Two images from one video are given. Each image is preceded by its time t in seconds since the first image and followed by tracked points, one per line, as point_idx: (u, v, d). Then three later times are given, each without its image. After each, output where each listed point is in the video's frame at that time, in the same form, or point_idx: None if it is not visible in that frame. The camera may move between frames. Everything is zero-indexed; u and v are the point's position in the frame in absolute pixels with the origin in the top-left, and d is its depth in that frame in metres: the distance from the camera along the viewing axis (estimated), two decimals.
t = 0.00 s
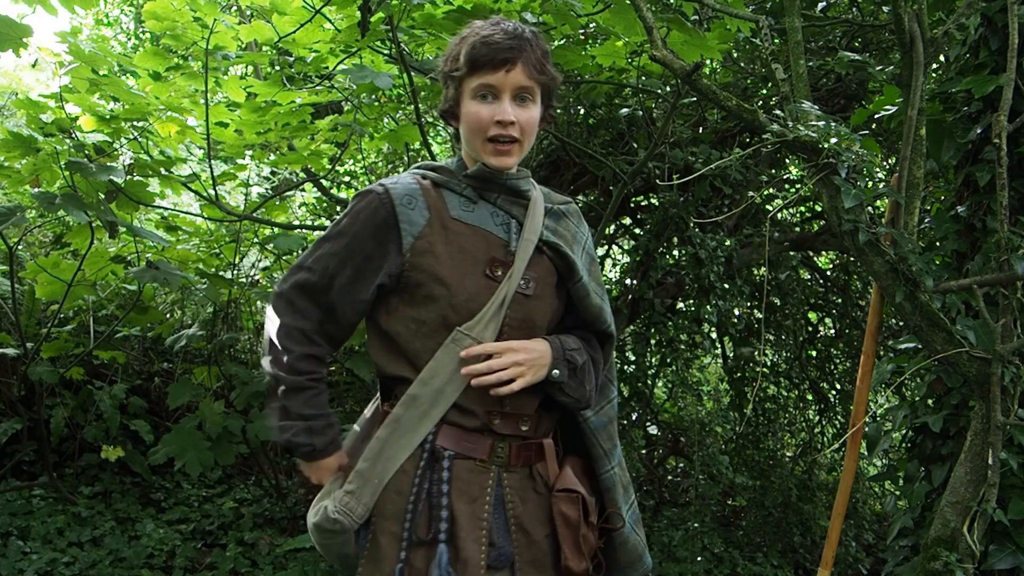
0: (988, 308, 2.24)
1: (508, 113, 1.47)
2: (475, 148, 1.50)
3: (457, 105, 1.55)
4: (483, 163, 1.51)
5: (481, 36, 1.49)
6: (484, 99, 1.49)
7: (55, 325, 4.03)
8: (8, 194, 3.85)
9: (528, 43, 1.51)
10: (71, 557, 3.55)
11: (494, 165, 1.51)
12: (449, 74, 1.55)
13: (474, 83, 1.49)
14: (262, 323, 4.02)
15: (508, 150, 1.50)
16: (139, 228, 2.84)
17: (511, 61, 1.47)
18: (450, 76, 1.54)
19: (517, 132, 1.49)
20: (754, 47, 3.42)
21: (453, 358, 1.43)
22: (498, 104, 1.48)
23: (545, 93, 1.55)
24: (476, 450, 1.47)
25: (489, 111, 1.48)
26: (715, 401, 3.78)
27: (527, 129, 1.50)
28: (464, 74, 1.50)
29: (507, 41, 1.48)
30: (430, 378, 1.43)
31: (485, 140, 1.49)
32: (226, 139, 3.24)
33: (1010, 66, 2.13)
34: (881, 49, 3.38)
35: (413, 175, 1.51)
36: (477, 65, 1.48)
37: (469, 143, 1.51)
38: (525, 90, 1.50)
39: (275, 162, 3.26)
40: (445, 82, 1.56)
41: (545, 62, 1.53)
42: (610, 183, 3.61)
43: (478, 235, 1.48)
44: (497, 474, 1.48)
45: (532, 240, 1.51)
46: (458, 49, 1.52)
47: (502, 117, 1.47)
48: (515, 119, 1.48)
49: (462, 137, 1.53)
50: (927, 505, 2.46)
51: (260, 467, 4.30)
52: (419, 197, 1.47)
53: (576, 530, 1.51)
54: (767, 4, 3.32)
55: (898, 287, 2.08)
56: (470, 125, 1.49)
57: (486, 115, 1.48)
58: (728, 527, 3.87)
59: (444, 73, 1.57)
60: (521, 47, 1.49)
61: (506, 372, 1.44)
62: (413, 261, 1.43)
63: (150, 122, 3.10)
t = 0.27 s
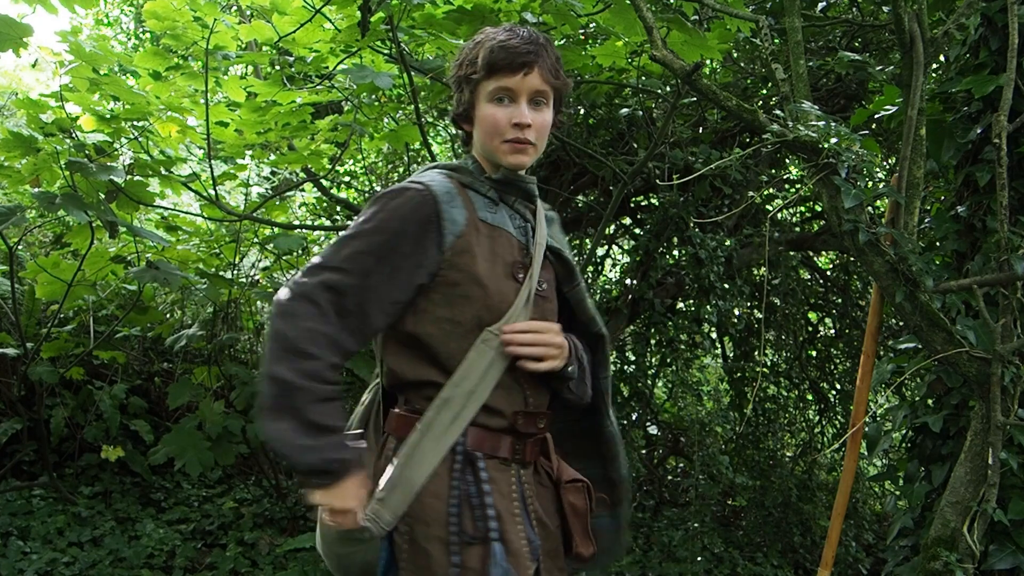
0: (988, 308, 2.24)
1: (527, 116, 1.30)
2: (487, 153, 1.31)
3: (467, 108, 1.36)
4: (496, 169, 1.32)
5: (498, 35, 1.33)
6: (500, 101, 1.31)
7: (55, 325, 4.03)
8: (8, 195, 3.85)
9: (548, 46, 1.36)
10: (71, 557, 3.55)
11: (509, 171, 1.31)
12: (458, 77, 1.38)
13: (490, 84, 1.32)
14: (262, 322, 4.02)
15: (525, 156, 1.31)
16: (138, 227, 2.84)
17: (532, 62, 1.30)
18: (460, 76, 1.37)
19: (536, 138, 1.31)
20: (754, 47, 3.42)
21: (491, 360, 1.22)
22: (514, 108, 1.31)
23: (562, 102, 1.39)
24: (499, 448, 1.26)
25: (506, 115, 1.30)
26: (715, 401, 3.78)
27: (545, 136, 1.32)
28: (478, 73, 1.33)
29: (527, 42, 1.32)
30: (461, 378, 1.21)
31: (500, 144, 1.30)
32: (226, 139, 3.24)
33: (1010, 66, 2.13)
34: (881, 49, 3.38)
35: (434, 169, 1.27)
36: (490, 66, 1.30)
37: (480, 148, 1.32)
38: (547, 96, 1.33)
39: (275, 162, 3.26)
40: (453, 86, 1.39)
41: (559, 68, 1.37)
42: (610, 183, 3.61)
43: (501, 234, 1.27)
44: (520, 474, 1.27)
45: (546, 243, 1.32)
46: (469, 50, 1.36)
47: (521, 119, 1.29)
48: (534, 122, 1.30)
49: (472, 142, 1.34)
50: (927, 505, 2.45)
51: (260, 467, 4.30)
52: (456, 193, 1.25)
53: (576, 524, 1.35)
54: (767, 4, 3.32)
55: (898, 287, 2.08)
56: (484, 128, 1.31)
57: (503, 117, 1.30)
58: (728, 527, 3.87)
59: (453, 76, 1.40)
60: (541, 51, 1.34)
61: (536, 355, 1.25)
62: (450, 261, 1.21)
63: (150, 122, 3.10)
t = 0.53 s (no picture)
0: (988, 308, 2.24)
1: (533, 113, 1.29)
2: (491, 151, 1.29)
3: (467, 108, 1.33)
4: (500, 169, 1.30)
5: (500, 34, 1.31)
6: (505, 100, 1.29)
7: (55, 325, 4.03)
8: (8, 195, 3.85)
9: (548, 46, 1.35)
10: (71, 557, 3.55)
11: (515, 168, 1.29)
12: (456, 78, 1.35)
13: (494, 83, 1.30)
14: (262, 322, 4.02)
15: (530, 155, 1.29)
16: (138, 228, 2.84)
17: (537, 61, 1.30)
18: (458, 76, 1.34)
19: (542, 135, 1.30)
20: (754, 47, 3.42)
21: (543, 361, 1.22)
22: (520, 105, 1.29)
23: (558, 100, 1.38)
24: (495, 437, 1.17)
25: (512, 112, 1.29)
26: (715, 401, 3.78)
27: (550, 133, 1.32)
28: (482, 74, 1.30)
29: (531, 42, 1.32)
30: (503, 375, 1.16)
31: (506, 142, 1.28)
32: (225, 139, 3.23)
33: (1010, 66, 2.13)
34: (881, 49, 3.38)
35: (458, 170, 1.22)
36: (496, 60, 1.29)
37: (485, 148, 1.30)
38: (548, 95, 1.33)
39: (275, 162, 3.26)
40: (451, 85, 1.35)
41: (561, 67, 1.37)
42: (610, 183, 3.61)
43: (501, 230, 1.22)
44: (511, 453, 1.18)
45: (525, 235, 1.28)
46: (469, 49, 1.33)
47: (528, 119, 1.28)
48: (541, 122, 1.29)
49: (475, 143, 1.31)
50: (927, 505, 2.45)
51: (260, 467, 4.30)
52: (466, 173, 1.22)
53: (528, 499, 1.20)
54: (767, 4, 3.32)
55: (898, 287, 2.08)
56: (488, 125, 1.29)
57: (509, 117, 1.28)
58: (728, 528, 3.87)
59: (449, 76, 1.36)
60: (543, 50, 1.33)
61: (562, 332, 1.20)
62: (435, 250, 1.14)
63: (151, 122, 3.10)
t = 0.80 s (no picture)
0: (988, 308, 2.24)
1: (535, 98, 1.28)
2: (490, 135, 1.28)
3: (457, 88, 1.30)
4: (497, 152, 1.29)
5: (497, 15, 1.27)
6: (504, 84, 1.28)
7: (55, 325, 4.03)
8: (8, 194, 3.85)
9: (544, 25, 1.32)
10: (71, 557, 3.55)
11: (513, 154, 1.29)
12: (450, 55, 1.29)
13: (495, 66, 1.27)
14: (262, 323, 4.02)
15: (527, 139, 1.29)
16: (139, 228, 2.84)
17: (538, 44, 1.27)
18: (449, 55, 1.30)
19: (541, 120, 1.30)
20: (754, 47, 3.42)
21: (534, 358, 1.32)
22: (521, 89, 1.28)
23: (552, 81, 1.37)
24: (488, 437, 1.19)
25: (514, 97, 1.27)
26: (715, 401, 3.78)
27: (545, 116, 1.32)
28: (481, 55, 1.27)
29: (531, 23, 1.29)
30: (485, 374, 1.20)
31: (507, 128, 1.27)
32: (225, 139, 3.23)
33: (1010, 66, 2.13)
34: (881, 49, 3.38)
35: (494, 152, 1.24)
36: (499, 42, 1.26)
37: (483, 133, 1.28)
38: (546, 79, 1.31)
39: (275, 162, 3.26)
40: (442, 65, 1.31)
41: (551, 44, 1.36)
42: (610, 183, 3.61)
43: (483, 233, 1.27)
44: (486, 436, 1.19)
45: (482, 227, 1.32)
46: (464, 29, 1.28)
47: (529, 104, 1.27)
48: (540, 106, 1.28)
49: (472, 126, 1.29)
50: (927, 505, 2.45)
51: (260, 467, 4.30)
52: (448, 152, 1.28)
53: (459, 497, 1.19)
54: (767, 4, 3.32)
55: (898, 288, 2.08)
56: (489, 109, 1.27)
57: (510, 103, 1.27)
58: (728, 527, 3.87)
59: (441, 52, 1.30)
60: (542, 31, 1.30)
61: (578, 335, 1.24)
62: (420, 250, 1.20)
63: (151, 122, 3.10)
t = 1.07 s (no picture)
0: (988, 308, 2.24)
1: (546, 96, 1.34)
2: (505, 131, 1.32)
3: (476, 80, 1.30)
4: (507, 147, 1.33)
5: (518, 15, 1.30)
6: (522, 82, 1.31)
7: (55, 325, 4.03)
8: (9, 195, 3.86)
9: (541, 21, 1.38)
10: (71, 557, 3.55)
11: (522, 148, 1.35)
12: (472, 47, 1.29)
13: (516, 65, 1.30)
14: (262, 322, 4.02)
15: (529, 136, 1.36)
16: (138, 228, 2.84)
17: (549, 46, 1.33)
18: (470, 46, 1.29)
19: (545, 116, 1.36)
20: (754, 47, 3.42)
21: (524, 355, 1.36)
22: (534, 86, 1.33)
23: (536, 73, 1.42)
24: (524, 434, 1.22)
25: (531, 95, 1.32)
26: (715, 401, 3.77)
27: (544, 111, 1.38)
28: (505, 52, 1.29)
29: (542, 24, 1.34)
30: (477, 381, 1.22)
31: (523, 124, 1.32)
32: (225, 138, 3.23)
33: (1010, 66, 2.13)
34: (881, 49, 3.38)
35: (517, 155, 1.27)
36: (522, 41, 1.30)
37: (499, 128, 1.32)
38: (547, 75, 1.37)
39: (275, 161, 3.26)
40: (462, 55, 1.29)
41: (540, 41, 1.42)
42: (610, 183, 3.61)
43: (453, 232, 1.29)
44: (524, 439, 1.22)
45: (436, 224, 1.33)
46: (487, 24, 1.29)
47: (541, 105, 1.33)
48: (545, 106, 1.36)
49: (487, 120, 1.32)
50: (927, 505, 2.45)
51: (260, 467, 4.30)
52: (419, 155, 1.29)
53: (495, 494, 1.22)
54: (767, 4, 3.32)
55: (898, 287, 2.08)
56: (511, 106, 1.31)
57: (528, 102, 1.32)
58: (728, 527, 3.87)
59: (461, 43, 1.29)
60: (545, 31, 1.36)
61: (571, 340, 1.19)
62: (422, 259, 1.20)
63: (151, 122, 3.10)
